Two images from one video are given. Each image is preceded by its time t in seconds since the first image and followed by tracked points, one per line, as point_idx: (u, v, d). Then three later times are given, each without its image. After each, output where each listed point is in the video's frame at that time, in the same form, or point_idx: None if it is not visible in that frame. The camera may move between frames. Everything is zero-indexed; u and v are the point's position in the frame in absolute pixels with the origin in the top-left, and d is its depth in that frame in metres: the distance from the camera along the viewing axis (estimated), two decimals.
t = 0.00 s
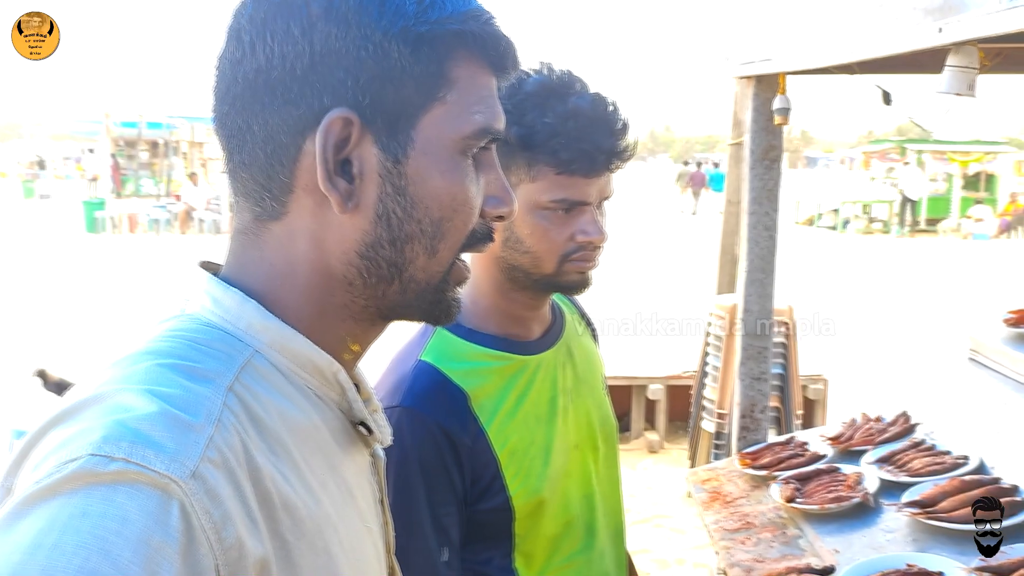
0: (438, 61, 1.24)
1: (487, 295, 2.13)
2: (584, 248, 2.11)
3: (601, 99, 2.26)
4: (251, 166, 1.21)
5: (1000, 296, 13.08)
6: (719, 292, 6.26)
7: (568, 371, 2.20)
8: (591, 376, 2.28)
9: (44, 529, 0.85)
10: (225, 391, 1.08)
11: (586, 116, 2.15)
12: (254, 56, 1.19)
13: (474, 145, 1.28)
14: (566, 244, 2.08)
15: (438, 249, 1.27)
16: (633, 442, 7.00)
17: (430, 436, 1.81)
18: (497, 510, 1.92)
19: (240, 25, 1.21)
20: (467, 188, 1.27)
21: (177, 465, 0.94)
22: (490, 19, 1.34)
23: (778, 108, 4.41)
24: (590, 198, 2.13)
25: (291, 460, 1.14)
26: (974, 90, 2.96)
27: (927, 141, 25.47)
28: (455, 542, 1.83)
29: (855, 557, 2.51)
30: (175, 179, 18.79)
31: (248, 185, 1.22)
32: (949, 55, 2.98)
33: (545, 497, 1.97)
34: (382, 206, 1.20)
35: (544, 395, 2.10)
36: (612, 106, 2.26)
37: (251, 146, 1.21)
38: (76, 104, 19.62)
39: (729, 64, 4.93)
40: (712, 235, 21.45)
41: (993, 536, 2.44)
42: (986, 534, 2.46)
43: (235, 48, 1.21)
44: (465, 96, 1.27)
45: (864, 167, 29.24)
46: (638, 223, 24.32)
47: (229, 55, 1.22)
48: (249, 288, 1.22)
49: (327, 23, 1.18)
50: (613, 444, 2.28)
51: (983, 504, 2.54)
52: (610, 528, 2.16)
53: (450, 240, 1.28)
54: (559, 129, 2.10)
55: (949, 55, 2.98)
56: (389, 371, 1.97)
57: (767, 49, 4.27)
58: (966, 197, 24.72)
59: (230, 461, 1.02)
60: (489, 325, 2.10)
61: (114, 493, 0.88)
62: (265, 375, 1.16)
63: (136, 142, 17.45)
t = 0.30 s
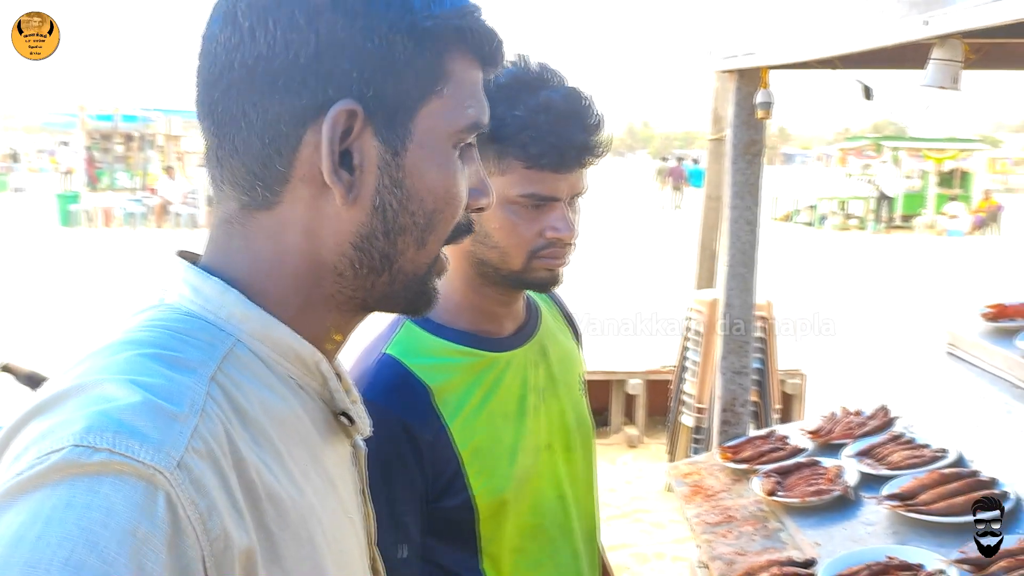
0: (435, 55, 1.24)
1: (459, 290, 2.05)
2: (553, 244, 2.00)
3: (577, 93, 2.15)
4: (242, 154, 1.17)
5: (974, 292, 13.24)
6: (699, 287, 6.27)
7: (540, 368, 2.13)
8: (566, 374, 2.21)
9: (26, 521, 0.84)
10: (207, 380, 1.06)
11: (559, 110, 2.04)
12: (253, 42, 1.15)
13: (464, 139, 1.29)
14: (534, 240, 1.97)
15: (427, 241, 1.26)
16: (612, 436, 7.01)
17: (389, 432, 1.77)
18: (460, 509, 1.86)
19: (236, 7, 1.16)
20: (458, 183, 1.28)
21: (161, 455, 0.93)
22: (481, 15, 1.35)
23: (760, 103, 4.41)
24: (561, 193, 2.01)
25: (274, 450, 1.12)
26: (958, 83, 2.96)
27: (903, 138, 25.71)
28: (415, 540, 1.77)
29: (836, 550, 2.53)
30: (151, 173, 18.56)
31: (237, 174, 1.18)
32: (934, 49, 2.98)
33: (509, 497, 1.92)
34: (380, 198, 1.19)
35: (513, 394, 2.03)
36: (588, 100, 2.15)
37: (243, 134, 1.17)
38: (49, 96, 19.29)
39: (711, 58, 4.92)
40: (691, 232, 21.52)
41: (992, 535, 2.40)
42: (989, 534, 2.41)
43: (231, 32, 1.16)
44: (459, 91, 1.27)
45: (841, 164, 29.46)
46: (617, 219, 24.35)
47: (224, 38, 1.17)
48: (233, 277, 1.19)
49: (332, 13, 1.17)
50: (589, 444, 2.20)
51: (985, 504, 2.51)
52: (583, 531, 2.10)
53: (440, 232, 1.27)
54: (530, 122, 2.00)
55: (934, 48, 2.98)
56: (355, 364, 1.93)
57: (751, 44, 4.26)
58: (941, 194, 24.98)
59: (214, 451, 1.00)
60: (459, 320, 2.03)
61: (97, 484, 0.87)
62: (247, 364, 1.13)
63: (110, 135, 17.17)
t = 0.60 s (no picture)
0: (405, 44, 1.23)
1: (412, 280, 2.01)
2: (509, 236, 1.97)
3: (532, 82, 2.11)
4: (206, 137, 1.15)
5: (930, 283, 13.50)
6: (662, 279, 6.32)
7: (499, 360, 2.12)
8: (525, 366, 2.20)
9: None
10: (166, 367, 1.04)
11: (514, 100, 2.00)
12: (224, 25, 1.15)
13: (427, 127, 1.28)
14: (489, 232, 1.94)
15: (391, 228, 1.25)
16: (577, 429, 7.06)
17: (344, 428, 1.77)
18: (418, 503, 1.85)
19: None
20: (422, 173, 1.28)
21: (120, 442, 0.92)
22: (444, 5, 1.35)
23: (722, 94, 4.45)
24: (516, 184, 1.98)
25: (234, 436, 1.10)
26: (915, 73, 3.00)
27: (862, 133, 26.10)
28: (370, 536, 1.79)
29: (796, 536, 2.56)
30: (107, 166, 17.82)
31: (199, 157, 1.16)
32: (892, 39, 3.02)
33: (468, 490, 1.92)
34: (346, 185, 1.18)
35: (470, 387, 2.02)
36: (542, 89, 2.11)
37: (209, 116, 1.15)
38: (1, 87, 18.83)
39: (674, 49, 4.94)
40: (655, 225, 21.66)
41: (994, 535, 2.30)
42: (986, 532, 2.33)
43: (201, 13, 1.15)
44: (427, 81, 1.26)
45: (802, 159, 29.86)
46: (581, 213, 24.42)
47: (192, 19, 1.15)
48: (192, 262, 1.17)
49: None
50: (549, 434, 2.21)
51: (983, 504, 2.45)
52: (545, 521, 2.10)
53: (401, 220, 1.27)
54: (485, 111, 1.95)
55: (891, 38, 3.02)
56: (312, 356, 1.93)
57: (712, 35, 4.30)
58: (899, 188, 25.40)
59: (173, 439, 0.99)
60: (413, 312, 2.01)
61: (54, 473, 0.86)
62: (205, 351, 1.11)
63: (67, 127, 16.78)
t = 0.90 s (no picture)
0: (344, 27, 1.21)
1: (360, 270, 1.98)
2: (456, 225, 1.94)
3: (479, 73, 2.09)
4: (137, 120, 1.12)
5: (880, 271, 13.79)
6: (617, 268, 6.36)
7: (451, 348, 2.10)
8: (479, 353, 2.18)
9: None
10: (97, 359, 1.00)
11: (458, 88, 1.99)
12: (154, 4, 1.12)
13: (370, 112, 1.25)
14: (435, 221, 1.92)
15: (333, 215, 1.23)
16: (534, 418, 7.09)
17: (291, 425, 1.76)
18: (370, 496, 1.85)
19: None
20: (366, 157, 1.25)
21: (46, 437, 0.89)
22: None
23: (674, 82, 4.48)
24: (461, 172, 1.95)
25: (169, 431, 1.07)
26: (855, 62, 3.06)
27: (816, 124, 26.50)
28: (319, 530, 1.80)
29: (745, 520, 2.60)
30: None
31: (130, 142, 1.12)
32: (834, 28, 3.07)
33: (421, 481, 1.91)
34: (283, 170, 1.15)
35: (421, 376, 2.01)
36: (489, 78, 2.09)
37: (141, 98, 1.11)
38: None
39: (626, 38, 4.96)
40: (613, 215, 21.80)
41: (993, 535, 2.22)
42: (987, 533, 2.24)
43: None
44: (370, 65, 1.24)
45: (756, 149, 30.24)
46: (540, 204, 24.44)
47: None
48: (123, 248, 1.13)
49: None
50: (505, 421, 2.20)
51: (982, 503, 2.34)
52: (504, 507, 2.09)
53: (345, 206, 1.24)
54: (428, 99, 1.94)
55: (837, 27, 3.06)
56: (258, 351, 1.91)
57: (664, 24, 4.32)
58: (851, 177, 25.86)
59: (103, 433, 0.96)
60: (360, 301, 1.99)
61: None
62: (140, 342, 1.08)
63: (12, 117, 15.00)
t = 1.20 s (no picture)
0: (294, 19, 1.24)
1: (304, 260, 1.97)
2: (393, 211, 1.91)
3: (416, 57, 2.08)
4: (94, 113, 1.08)
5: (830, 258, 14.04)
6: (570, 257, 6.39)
7: (399, 337, 2.09)
8: (427, 341, 2.18)
9: None
10: (19, 353, 0.98)
11: (393, 71, 1.97)
12: None
13: (310, 102, 1.30)
14: (371, 206, 1.88)
15: (281, 203, 1.26)
16: (491, 408, 7.11)
17: (237, 416, 1.75)
18: (320, 487, 1.83)
19: None
20: (305, 146, 1.29)
21: None
22: None
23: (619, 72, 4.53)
24: (400, 157, 1.93)
25: (95, 427, 1.05)
26: (791, 52, 3.08)
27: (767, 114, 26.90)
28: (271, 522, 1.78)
29: (692, 504, 2.65)
30: None
31: (82, 135, 1.08)
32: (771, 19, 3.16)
33: (372, 471, 1.90)
34: (244, 161, 1.18)
35: (370, 365, 1.99)
36: (426, 62, 2.08)
37: (103, 92, 1.08)
38: None
39: (573, 28, 4.99)
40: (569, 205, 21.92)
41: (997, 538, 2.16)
42: (986, 534, 2.18)
43: None
44: (313, 57, 1.28)
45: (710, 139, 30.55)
46: (497, 195, 24.45)
47: None
48: (58, 238, 1.09)
49: None
50: (455, 409, 2.20)
51: (981, 502, 2.25)
52: (455, 496, 2.09)
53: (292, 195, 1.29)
54: (362, 81, 1.92)
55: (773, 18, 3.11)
56: (203, 345, 1.88)
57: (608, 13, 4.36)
58: (801, 166, 26.32)
59: (22, 430, 0.95)
60: (306, 292, 1.98)
61: None
62: (68, 336, 1.05)
63: None
